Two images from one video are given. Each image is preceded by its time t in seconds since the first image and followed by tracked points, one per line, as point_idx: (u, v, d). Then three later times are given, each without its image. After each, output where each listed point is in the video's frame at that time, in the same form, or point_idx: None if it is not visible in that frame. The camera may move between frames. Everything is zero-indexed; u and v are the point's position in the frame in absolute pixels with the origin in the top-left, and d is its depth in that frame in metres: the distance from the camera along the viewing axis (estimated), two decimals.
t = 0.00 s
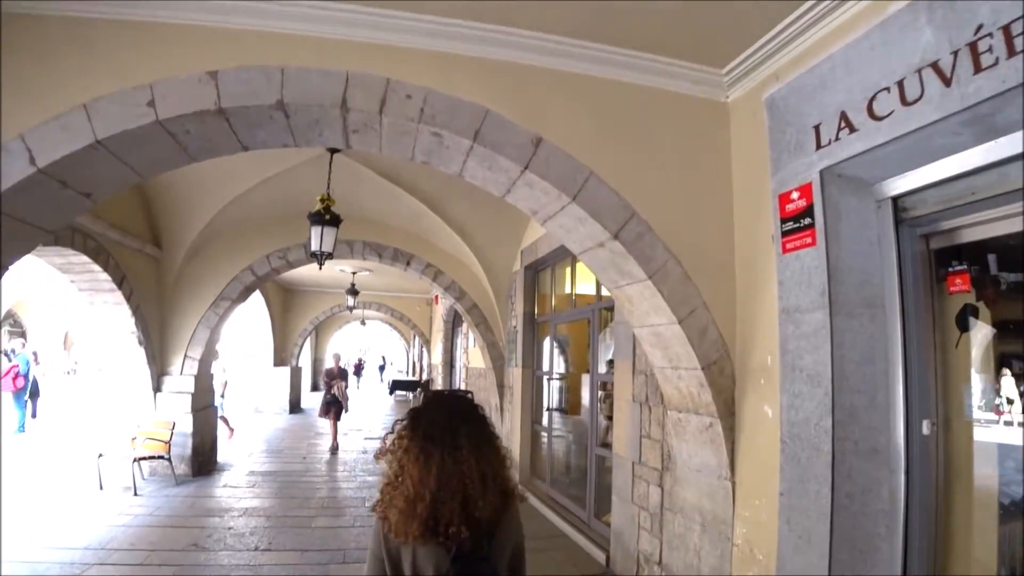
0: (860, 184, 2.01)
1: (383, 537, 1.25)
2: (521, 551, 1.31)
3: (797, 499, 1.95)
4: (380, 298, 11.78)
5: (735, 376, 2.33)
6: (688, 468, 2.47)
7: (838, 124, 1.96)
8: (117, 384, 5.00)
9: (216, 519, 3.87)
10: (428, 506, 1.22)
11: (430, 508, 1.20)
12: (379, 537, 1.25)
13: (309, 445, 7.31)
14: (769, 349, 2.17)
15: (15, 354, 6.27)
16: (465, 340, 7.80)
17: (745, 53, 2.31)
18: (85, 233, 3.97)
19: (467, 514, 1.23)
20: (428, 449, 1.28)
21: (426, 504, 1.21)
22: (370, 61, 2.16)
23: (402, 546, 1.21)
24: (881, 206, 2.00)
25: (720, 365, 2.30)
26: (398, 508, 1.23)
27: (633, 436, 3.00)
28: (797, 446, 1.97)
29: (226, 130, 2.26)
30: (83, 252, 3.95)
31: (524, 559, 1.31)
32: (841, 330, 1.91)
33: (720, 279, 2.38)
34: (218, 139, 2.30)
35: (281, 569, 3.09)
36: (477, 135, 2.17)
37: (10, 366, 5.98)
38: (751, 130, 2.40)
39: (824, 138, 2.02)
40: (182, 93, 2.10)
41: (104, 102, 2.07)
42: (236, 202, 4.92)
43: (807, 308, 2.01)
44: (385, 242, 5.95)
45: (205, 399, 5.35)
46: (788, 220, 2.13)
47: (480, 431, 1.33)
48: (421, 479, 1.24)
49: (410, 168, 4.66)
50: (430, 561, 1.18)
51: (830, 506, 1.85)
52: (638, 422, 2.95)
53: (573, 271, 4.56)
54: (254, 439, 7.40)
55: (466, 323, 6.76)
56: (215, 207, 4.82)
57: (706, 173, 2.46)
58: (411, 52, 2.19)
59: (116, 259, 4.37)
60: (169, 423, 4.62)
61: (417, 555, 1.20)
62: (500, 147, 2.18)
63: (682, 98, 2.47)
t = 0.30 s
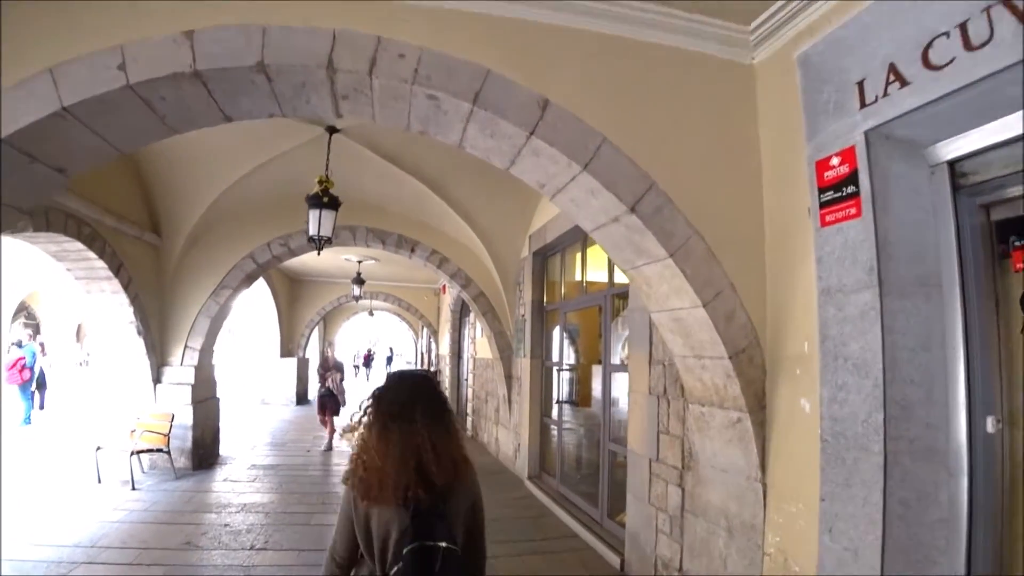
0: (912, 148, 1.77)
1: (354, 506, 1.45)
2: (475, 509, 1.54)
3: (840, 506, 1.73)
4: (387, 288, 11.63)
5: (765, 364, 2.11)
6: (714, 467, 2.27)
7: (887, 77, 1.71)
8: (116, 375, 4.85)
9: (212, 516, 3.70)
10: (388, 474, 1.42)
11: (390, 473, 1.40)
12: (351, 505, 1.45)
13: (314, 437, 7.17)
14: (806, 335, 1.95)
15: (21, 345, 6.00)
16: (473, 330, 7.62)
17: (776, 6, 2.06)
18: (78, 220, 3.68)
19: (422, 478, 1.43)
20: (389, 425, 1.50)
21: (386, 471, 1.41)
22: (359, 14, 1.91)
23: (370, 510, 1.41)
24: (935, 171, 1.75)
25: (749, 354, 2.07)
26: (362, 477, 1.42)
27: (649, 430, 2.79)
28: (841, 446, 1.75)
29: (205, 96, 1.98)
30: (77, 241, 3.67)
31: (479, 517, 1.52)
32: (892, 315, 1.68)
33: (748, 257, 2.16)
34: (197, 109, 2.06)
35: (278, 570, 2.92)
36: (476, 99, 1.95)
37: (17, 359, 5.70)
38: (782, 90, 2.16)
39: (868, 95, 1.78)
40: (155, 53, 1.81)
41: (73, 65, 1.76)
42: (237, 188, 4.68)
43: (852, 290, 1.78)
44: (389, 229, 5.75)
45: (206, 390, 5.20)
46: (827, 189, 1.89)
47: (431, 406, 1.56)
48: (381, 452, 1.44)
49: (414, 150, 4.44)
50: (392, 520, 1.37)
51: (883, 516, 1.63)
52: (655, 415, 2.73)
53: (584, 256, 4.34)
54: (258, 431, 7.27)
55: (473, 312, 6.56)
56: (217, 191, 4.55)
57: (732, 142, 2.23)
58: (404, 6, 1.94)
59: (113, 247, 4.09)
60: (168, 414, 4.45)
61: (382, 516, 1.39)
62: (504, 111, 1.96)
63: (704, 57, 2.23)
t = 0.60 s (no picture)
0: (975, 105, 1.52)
1: (333, 484, 1.69)
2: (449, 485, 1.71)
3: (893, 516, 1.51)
4: (398, 283, 11.49)
5: (801, 354, 1.89)
6: (743, 469, 2.07)
7: (944, 23, 1.44)
8: (116, 370, 4.74)
9: (209, 515, 3.56)
10: (357, 457, 1.63)
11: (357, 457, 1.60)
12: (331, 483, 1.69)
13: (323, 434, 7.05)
14: (848, 320, 1.73)
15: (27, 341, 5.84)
16: (485, 325, 7.44)
17: None
18: (71, 209, 3.56)
19: (389, 461, 1.62)
20: (362, 413, 1.69)
21: (354, 454, 1.62)
22: None
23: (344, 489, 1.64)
24: (1000, 133, 1.51)
25: (784, 344, 1.86)
26: (335, 460, 1.65)
27: (670, 428, 2.57)
28: (894, 448, 1.52)
29: (177, 61, 1.79)
30: (70, 231, 3.56)
31: (452, 494, 1.70)
32: (955, 297, 1.45)
33: (781, 235, 1.94)
34: (168, 76, 1.85)
35: (271, 574, 2.75)
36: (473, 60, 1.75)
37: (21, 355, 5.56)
38: (816, 46, 1.93)
39: (920, 49, 1.52)
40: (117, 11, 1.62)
41: (29, 28, 1.57)
42: (239, 176, 4.51)
43: (907, 269, 1.55)
44: (396, 219, 5.55)
45: (209, 385, 5.07)
46: (873, 156, 1.65)
47: (403, 396, 1.72)
48: (353, 438, 1.64)
49: (418, 134, 4.25)
50: (363, 499, 1.60)
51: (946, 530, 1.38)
52: (676, 411, 2.52)
53: (598, 247, 4.12)
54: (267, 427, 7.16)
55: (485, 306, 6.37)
56: (218, 180, 4.39)
57: (762, 110, 2.00)
58: None
59: (109, 238, 3.98)
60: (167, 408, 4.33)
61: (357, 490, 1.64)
62: (505, 71, 1.75)
63: (728, 14, 2.00)
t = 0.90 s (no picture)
0: None
1: (327, 446, 1.87)
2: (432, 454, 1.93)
3: (974, 536, 1.30)
4: (414, 276, 11.39)
5: (850, 346, 1.70)
6: (783, 474, 1.87)
7: None
8: (122, 367, 4.66)
9: (205, 518, 3.46)
10: (353, 419, 1.83)
11: (354, 418, 1.80)
12: (325, 446, 1.88)
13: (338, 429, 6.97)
14: (907, 308, 1.54)
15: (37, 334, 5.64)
16: (501, 317, 7.27)
17: None
18: (70, 201, 3.52)
19: (383, 422, 1.83)
20: (359, 383, 1.89)
21: (351, 415, 1.82)
22: None
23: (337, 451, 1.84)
24: None
25: (831, 335, 1.66)
26: (331, 421, 1.83)
27: (698, 427, 2.37)
28: (972, 457, 1.32)
29: (152, 27, 1.62)
30: (69, 222, 3.52)
31: (435, 461, 1.92)
32: None
33: (824, 212, 1.72)
34: (143, 44, 1.68)
35: None
36: (480, 17, 1.53)
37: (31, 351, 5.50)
38: None
39: None
40: None
41: None
42: (247, 167, 4.36)
43: (980, 243, 1.32)
44: (408, 209, 5.37)
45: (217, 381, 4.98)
46: (933, 120, 1.40)
47: (396, 370, 1.96)
48: (351, 402, 1.84)
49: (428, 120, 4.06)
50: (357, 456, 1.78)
51: None
52: (704, 408, 2.31)
53: (617, 237, 3.90)
54: (281, 422, 7.09)
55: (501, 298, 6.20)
56: (223, 171, 4.26)
57: (800, 68, 1.75)
58: None
59: (110, 229, 3.94)
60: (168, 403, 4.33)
61: (348, 452, 1.83)
62: (513, 28, 1.54)
63: None
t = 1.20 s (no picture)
0: None
1: (328, 435, 1.88)
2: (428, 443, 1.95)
3: None
4: (427, 271, 11.23)
5: (915, 331, 1.46)
6: (832, 479, 1.63)
7: None
8: (127, 362, 4.53)
9: (212, 518, 3.27)
10: (354, 411, 1.82)
11: (354, 410, 1.80)
12: (323, 430, 1.90)
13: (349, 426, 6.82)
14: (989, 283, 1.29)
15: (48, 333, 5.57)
16: (515, 311, 7.06)
17: None
18: (63, 189, 3.38)
19: (383, 414, 1.84)
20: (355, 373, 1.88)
21: (351, 406, 1.81)
22: None
23: (336, 435, 1.85)
24: None
25: (893, 317, 1.42)
26: (333, 411, 1.82)
27: (730, 425, 2.13)
28: None
29: None
30: (63, 212, 3.38)
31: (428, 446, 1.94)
32: None
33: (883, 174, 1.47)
34: None
35: None
36: None
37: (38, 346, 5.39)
38: None
39: None
40: None
41: None
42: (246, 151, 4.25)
43: None
44: (416, 197, 5.18)
45: (222, 377, 4.83)
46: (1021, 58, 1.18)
47: (396, 361, 1.94)
48: (352, 393, 1.82)
49: (435, 99, 3.87)
50: (357, 446, 1.80)
51: None
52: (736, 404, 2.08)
53: (636, 223, 3.67)
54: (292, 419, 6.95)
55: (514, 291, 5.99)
56: (226, 156, 4.16)
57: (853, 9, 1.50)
58: None
59: (109, 221, 3.81)
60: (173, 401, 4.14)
61: (348, 442, 1.85)
62: None
63: None
